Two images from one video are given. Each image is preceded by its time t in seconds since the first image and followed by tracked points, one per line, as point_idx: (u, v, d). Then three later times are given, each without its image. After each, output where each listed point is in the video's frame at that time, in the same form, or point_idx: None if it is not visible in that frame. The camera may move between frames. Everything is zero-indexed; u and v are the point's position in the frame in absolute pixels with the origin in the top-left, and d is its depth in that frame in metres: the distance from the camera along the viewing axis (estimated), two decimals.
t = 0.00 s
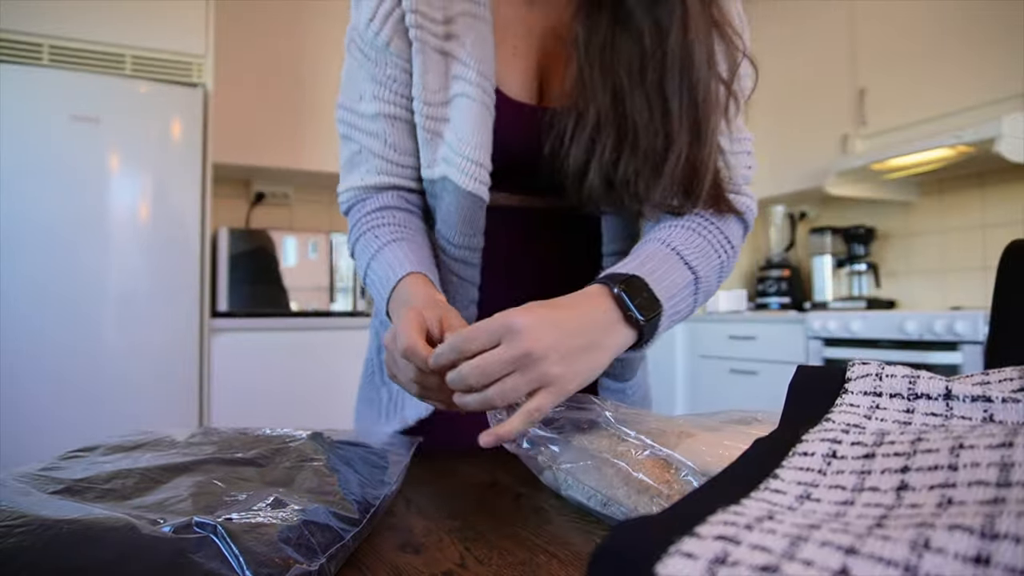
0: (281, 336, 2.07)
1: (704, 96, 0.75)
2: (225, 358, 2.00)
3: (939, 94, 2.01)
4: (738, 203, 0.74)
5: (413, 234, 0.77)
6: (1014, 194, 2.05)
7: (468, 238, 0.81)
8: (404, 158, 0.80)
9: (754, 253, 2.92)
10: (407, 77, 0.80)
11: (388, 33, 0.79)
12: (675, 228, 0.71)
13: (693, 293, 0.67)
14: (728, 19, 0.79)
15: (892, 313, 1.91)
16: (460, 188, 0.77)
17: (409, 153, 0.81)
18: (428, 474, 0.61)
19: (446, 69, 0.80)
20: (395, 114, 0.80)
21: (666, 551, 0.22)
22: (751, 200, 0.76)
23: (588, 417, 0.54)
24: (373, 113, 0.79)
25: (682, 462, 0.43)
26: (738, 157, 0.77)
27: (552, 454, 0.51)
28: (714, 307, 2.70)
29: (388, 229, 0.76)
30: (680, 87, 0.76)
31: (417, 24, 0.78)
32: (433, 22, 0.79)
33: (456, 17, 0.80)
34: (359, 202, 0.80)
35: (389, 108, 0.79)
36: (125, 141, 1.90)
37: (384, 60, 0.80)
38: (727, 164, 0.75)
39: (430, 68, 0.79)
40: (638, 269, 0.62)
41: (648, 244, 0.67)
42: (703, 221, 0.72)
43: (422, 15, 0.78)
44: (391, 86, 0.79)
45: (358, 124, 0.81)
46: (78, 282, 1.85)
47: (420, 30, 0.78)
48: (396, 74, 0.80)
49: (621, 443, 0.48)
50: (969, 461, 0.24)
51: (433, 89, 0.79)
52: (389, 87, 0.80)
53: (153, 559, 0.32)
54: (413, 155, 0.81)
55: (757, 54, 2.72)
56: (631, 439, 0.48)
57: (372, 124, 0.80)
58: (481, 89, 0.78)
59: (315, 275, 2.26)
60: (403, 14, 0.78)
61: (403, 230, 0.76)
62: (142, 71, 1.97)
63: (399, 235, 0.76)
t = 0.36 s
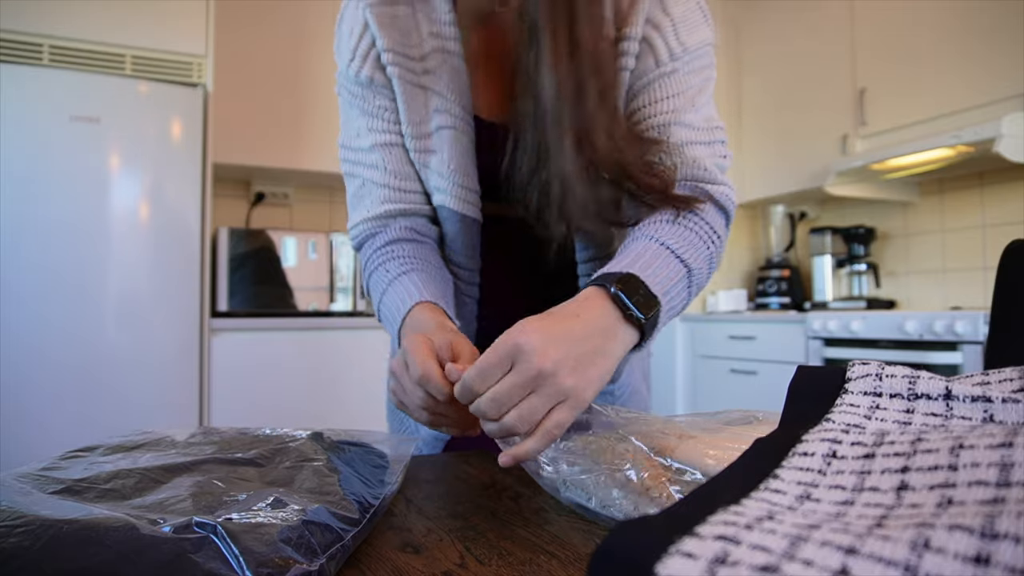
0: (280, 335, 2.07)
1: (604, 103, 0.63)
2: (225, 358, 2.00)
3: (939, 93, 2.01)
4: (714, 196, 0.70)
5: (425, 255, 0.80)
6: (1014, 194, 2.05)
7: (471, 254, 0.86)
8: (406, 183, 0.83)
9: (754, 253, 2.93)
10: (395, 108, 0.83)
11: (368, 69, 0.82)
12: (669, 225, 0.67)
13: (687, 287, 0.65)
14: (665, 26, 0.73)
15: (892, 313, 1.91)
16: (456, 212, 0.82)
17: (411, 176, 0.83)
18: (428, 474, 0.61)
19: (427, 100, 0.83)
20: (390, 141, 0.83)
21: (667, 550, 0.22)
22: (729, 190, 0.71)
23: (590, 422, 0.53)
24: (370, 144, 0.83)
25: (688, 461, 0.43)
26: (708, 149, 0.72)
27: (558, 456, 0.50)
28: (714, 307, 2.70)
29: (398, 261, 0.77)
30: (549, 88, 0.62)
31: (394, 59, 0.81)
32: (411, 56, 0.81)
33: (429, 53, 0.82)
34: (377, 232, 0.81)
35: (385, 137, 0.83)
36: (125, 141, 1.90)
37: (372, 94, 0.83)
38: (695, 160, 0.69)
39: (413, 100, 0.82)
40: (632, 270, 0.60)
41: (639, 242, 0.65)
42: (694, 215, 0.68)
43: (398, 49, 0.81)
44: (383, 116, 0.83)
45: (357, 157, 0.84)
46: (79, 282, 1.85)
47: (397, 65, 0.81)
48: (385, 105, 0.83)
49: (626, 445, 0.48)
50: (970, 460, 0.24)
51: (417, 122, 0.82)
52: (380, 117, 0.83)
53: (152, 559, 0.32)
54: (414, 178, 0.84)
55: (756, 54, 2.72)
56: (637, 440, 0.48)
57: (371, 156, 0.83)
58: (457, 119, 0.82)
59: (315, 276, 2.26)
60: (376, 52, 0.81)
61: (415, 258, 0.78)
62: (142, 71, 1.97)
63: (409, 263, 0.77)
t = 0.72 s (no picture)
0: (280, 335, 2.07)
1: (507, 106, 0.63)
2: (224, 359, 2.00)
3: (939, 93, 2.01)
4: (678, 185, 0.68)
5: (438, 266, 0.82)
6: (1014, 194, 2.05)
7: (468, 253, 0.87)
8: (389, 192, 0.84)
9: (754, 253, 2.93)
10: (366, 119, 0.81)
11: (339, 84, 0.80)
12: (632, 219, 0.65)
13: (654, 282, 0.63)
14: (621, 22, 0.73)
15: (892, 313, 1.91)
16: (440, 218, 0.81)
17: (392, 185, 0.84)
18: (428, 475, 0.61)
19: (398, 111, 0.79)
20: (367, 153, 0.83)
21: (667, 549, 0.22)
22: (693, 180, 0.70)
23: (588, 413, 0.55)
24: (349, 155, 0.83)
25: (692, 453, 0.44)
26: (671, 139, 0.71)
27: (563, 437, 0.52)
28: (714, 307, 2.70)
29: (417, 271, 0.78)
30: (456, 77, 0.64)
31: (360, 72, 0.77)
32: (372, 70, 0.77)
33: (393, 64, 0.77)
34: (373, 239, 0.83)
35: (364, 150, 0.82)
36: (125, 141, 1.90)
37: (345, 107, 0.81)
38: (655, 151, 0.68)
39: (381, 110, 0.78)
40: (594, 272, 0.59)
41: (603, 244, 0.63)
42: (657, 204, 0.66)
43: (364, 63, 0.77)
44: (358, 128, 0.82)
45: (341, 167, 0.86)
46: (79, 282, 1.85)
47: (363, 81, 0.77)
48: (357, 119, 0.81)
49: (630, 434, 0.50)
50: (970, 461, 0.24)
51: (390, 133, 0.80)
52: (354, 132, 0.82)
53: (152, 559, 0.32)
54: (394, 185, 0.84)
55: (755, 54, 2.73)
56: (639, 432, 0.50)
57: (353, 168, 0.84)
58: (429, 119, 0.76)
59: (315, 276, 2.26)
60: (343, 69, 0.78)
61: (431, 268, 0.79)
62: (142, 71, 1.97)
63: (431, 273, 0.78)
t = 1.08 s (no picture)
0: (280, 335, 2.07)
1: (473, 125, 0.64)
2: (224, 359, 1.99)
3: (939, 94, 2.01)
4: (635, 215, 0.74)
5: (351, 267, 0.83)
6: (1014, 194, 2.05)
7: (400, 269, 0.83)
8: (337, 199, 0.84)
9: (753, 253, 2.93)
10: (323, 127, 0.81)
11: (303, 91, 0.80)
12: (580, 238, 0.70)
13: (592, 296, 0.69)
14: (592, 48, 0.74)
15: (892, 313, 1.91)
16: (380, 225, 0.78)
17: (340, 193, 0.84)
18: (429, 475, 0.61)
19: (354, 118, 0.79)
20: (319, 160, 0.82)
21: (666, 549, 0.22)
22: (650, 211, 0.75)
23: (582, 418, 0.55)
24: (301, 161, 0.83)
25: (681, 457, 0.43)
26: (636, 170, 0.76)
27: (549, 449, 0.50)
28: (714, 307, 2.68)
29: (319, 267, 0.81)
30: (433, 102, 0.64)
31: (325, 79, 0.77)
32: (336, 78, 0.77)
33: (358, 71, 0.76)
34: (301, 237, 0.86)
35: (314, 157, 0.82)
36: (125, 142, 1.90)
37: (304, 113, 0.81)
38: (617, 186, 0.74)
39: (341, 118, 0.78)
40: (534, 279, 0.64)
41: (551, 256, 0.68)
42: (609, 227, 0.71)
43: (329, 71, 0.76)
44: (312, 136, 0.82)
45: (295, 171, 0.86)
46: (79, 282, 1.85)
47: (327, 88, 0.77)
48: (314, 127, 0.81)
49: (617, 442, 0.48)
50: (969, 461, 0.24)
51: (347, 138, 0.79)
52: (310, 138, 0.82)
53: (153, 561, 0.32)
54: (341, 194, 0.84)
55: (754, 54, 2.73)
56: (625, 440, 0.49)
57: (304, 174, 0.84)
58: (385, 134, 0.75)
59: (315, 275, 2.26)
60: (307, 75, 0.78)
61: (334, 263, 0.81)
62: (142, 71, 1.98)
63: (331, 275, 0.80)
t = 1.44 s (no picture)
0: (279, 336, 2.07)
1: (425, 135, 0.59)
2: (223, 360, 1.99)
3: (938, 94, 2.01)
4: (586, 226, 0.76)
5: (337, 284, 0.84)
6: (1013, 194, 2.05)
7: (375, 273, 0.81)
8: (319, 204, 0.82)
9: (753, 253, 2.93)
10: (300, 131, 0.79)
11: (281, 100, 0.78)
12: (530, 254, 0.73)
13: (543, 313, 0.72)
14: (551, 54, 0.71)
15: (892, 313, 1.91)
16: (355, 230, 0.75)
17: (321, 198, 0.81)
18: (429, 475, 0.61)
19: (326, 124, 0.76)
20: (299, 167, 0.80)
21: (666, 548, 0.22)
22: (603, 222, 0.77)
23: (582, 417, 0.55)
24: (283, 167, 0.81)
25: (681, 457, 0.43)
26: (591, 177, 0.76)
27: (549, 449, 0.51)
28: (714, 307, 2.72)
29: (310, 284, 0.82)
30: (387, 113, 0.59)
31: (300, 90, 0.75)
32: (308, 85, 0.74)
33: (327, 80, 0.72)
34: (287, 248, 0.84)
35: (295, 163, 0.80)
36: (124, 142, 1.90)
37: (283, 120, 0.79)
38: (572, 197, 0.75)
39: (318, 125, 0.76)
40: (484, 305, 0.68)
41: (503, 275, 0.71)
42: (557, 242, 0.74)
43: (302, 81, 0.74)
44: (292, 142, 0.79)
45: (277, 177, 0.83)
46: (78, 282, 1.85)
47: (302, 96, 0.75)
48: (294, 133, 0.79)
49: (617, 442, 0.49)
50: (969, 461, 0.24)
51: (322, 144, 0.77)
52: (290, 145, 0.80)
53: (157, 555, 0.32)
54: (321, 199, 0.82)
55: (753, 54, 2.72)
56: (625, 439, 0.49)
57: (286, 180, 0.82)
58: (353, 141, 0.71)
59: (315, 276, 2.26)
60: (281, 84, 0.76)
61: (326, 282, 0.82)
62: (142, 71, 1.98)
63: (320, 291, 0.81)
